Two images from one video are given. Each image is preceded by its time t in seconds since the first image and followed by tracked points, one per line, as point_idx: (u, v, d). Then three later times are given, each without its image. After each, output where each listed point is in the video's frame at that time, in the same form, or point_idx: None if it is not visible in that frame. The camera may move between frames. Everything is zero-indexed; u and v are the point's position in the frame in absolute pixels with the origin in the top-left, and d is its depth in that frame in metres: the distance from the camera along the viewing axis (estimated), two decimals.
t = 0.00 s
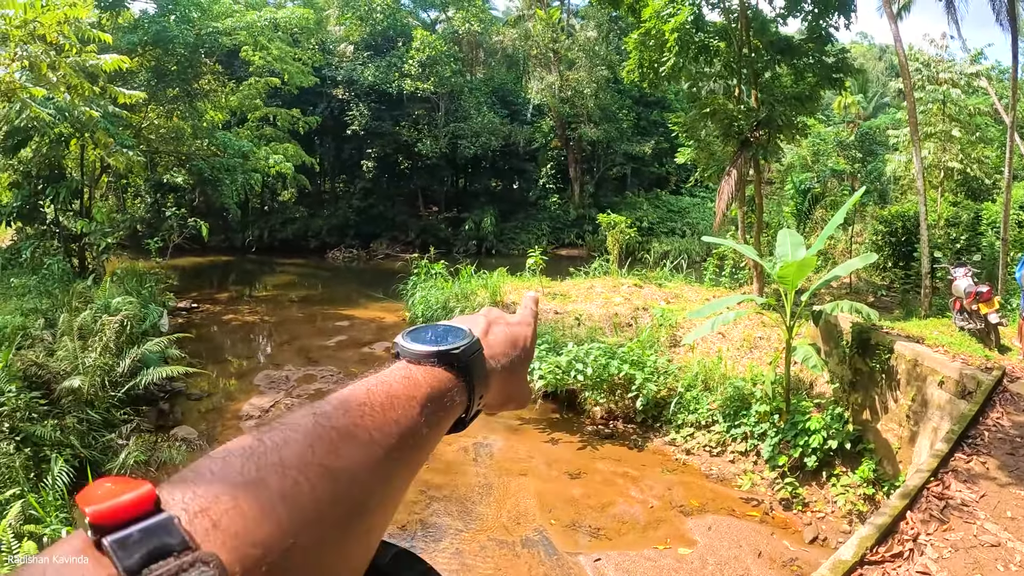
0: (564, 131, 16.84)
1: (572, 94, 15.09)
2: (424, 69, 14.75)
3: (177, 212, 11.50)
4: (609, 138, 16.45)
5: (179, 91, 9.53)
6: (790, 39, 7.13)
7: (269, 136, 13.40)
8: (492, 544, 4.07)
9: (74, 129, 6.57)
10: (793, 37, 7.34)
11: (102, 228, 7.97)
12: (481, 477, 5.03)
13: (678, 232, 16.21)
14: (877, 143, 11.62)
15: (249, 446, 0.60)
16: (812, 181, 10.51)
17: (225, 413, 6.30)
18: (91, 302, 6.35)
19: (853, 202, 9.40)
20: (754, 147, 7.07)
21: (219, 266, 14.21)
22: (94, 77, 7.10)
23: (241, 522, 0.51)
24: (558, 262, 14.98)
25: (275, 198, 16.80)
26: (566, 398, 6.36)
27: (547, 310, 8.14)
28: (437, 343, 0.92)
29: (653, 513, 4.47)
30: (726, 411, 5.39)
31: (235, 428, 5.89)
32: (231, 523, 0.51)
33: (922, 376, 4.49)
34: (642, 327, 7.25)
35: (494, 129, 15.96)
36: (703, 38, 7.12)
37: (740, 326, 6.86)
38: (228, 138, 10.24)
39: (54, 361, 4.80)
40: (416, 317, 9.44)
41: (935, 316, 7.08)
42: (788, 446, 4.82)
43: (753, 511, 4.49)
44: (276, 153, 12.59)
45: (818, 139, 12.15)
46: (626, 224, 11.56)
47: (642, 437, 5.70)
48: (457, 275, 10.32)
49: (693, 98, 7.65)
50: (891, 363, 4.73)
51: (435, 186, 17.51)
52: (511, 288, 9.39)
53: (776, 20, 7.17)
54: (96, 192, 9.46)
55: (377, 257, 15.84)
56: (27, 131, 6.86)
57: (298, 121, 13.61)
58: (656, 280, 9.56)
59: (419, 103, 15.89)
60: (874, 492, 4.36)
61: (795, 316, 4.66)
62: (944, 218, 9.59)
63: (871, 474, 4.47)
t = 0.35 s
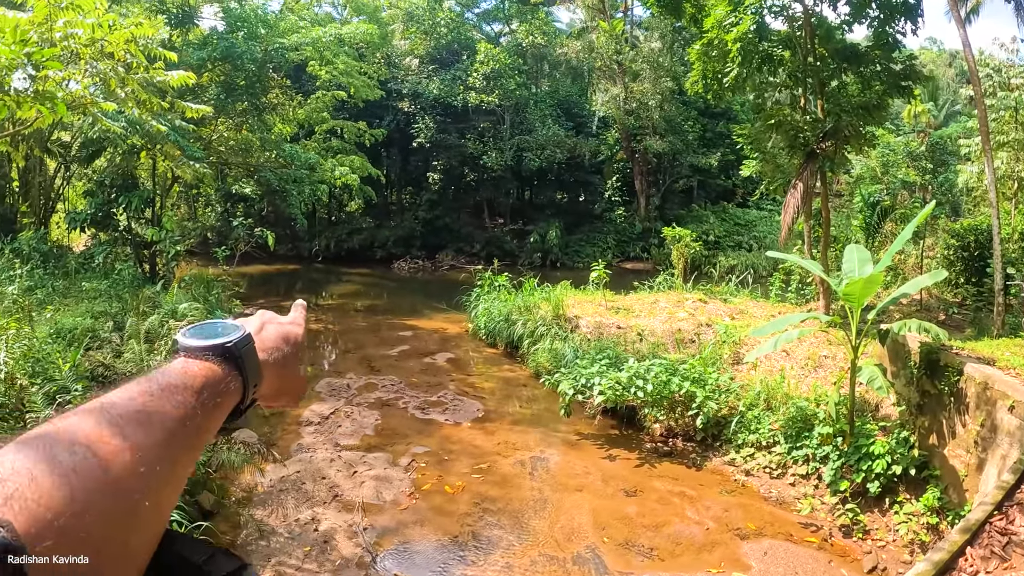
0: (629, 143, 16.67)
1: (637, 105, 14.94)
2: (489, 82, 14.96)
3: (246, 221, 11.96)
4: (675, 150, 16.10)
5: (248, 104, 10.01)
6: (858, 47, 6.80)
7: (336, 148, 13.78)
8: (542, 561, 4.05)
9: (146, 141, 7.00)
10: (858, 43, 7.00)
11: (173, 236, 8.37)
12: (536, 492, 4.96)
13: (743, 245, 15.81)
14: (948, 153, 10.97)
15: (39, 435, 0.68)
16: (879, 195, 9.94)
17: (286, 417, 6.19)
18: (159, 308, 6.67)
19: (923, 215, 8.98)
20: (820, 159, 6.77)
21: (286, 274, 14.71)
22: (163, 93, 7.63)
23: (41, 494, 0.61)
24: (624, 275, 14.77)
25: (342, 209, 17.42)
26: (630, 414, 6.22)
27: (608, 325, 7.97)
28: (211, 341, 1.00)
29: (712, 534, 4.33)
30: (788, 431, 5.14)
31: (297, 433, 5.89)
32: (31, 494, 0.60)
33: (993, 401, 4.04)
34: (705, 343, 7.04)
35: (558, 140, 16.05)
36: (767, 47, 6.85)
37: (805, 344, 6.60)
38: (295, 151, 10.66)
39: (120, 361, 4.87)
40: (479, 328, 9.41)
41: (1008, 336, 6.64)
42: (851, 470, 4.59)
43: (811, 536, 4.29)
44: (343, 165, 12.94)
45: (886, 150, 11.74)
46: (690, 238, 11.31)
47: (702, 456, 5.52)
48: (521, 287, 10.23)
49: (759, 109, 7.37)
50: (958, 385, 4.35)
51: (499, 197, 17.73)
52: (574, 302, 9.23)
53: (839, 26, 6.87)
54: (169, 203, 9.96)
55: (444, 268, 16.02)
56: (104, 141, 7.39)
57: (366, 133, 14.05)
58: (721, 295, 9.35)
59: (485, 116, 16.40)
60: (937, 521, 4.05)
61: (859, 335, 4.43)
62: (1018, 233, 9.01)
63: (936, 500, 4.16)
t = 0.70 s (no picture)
0: (701, 153, 16.23)
1: (709, 115, 14.59)
2: (559, 93, 15.02)
3: (320, 229, 12.47)
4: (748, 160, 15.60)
5: (321, 117, 10.62)
6: (933, 50, 6.40)
7: (408, 159, 14.13)
8: None
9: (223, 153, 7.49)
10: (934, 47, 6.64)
11: (247, 243, 8.80)
12: (601, 505, 4.85)
13: (818, 257, 15.17)
14: None
15: None
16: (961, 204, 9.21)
17: (355, 424, 6.39)
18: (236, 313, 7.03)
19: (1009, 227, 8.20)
20: (897, 168, 6.46)
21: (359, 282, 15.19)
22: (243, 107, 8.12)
23: None
24: (695, 288, 14.41)
25: (414, 218, 17.58)
26: (698, 431, 6.03)
27: (680, 338, 7.75)
28: (172, 316, 0.88)
29: (778, 557, 4.15)
30: (859, 452, 4.86)
31: (365, 439, 6.03)
32: None
33: None
34: (778, 359, 6.75)
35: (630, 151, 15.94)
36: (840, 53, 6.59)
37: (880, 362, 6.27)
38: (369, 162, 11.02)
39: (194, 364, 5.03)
40: (550, 339, 9.33)
41: None
42: (925, 495, 4.32)
43: (879, 563, 4.06)
44: (416, 176, 13.26)
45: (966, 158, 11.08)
46: (764, 250, 10.91)
47: (770, 475, 5.29)
48: (592, 298, 10.09)
49: (832, 117, 7.06)
50: None
51: (570, 208, 17.77)
52: (644, 315, 9.00)
53: (914, 31, 6.56)
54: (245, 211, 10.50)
55: (515, 278, 16.07)
56: (183, 150, 8.12)
57: (437, 144, 14.37)
58: (795, 309, 8.99)
59: (557, 127, 16.49)
60: (1014, 553, 3.70)
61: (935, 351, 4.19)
62: None
63: (1011, 531, 3.75)
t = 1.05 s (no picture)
0: (738, 163, 15.97)
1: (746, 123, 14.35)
2: (596, 102, 15.07)
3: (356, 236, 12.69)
4: (787, 169, 15.30)
5: (360, 125, 10.78)
6: (971, 56, 6.21)
7: (446, 168, 14.27)
8: None
9: (262, 161, 7.78)
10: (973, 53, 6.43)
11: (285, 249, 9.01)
12: (633, 518, 4.78)
13: (858, 269, 14.79)
14: None
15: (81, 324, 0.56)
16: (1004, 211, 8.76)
17: (389, 430, 6.46)
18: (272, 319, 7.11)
19: None
20: (937, 177, 6.26)
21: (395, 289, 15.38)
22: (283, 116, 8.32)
23: (71, 414, 0.49)
24: (731, 298, 14.17)
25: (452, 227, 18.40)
26: (733, 443, 5.91)
27: (716, 350, 7.62)
28: (279, 222, 0.78)
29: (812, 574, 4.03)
30: (896, 466, 4.67)
31: (400, 445, 6.08)
32: (58, 411, 0.49)
33: None
34: (816, 371, 6.58)
35: (667, 160, 15.82)
36: (878, 60, 6.39)
37: (916, 374, 6.12)
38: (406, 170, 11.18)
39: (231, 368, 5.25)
40: (585, 349, 9.25)
41: None
42: (962, 511, 4.13)
43: None
44: (453, 185, 13.35)
45: (1006, 166, 10.77)
46: (803, 261, 10.67)
47: (805, 490, 5.14)
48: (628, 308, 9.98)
49: (869, 126, 6.88)
50: None
51: (607, 217, 17.70)
52: (681, 326, 8.87)
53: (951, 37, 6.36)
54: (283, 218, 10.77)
55: (551, 287, 16.01)
56: (223, 158, 8.43)
57: (473, 152, 14.48)
58: (832, 321, 8.76)
59: (594, 136, 16.44)
60: None
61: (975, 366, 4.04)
62: None
63: None
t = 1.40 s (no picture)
0: (746, 169, 15.92)
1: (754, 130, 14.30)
2: (604, 108, 15.08)
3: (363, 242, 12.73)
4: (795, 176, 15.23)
5: (368, 131, 10.82)
6: (980, 61, 6.17)
7: (454, 174, 14.31)
8: None
9: (271, 165, 7.85)
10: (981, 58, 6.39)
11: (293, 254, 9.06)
12: (640, 525, 4.75)
13: (867, 275, 14.70)
14: None
15: (113, 315, 0.57)
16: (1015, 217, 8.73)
17: (396, 435, 6.46)
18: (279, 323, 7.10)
19: None
20: (945, 183, 6.23)
21: (403, 294, 15.39)
22: (291, 122, 8.38)
23: (97, 398, 0.49)
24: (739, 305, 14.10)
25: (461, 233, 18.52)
26: (739, 450, 5.87)
27: (725, 357, 7.58)
28: (309, 218, 0.78)
29: None
30: (904, 474, 4.61)
31: (406, 450, 6.07)
32: (82, 396, 0.48)
33: None
34: (824, 378, 6.53)
35: (675, 166, 15.81)
36: (886, 66, 6.41)
37: (925, 382, 6.07)
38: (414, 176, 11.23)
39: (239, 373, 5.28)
40: (593, 356, 9.22)
41: None
42: (967, 519, 4.07)
43: None
44: (461, 191, 13.37)
45: (1015, 172, 10.69)
46: (811, 267, 10.60)
47: (813, 498, 5.09)
48: (636, 315, 9.94)
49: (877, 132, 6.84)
50: None
51: (615, 223, 17.68)
52: (689, 333, 8.82)
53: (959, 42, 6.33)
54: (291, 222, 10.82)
55: (559, 293, 15.99)
56: (232, 163, 8.50)
57: (481, 158, 14.51)
58: (841, 328, 8.70)
59: (602, 142, 16.44)
60: None
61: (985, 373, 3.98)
62: None
63: None
